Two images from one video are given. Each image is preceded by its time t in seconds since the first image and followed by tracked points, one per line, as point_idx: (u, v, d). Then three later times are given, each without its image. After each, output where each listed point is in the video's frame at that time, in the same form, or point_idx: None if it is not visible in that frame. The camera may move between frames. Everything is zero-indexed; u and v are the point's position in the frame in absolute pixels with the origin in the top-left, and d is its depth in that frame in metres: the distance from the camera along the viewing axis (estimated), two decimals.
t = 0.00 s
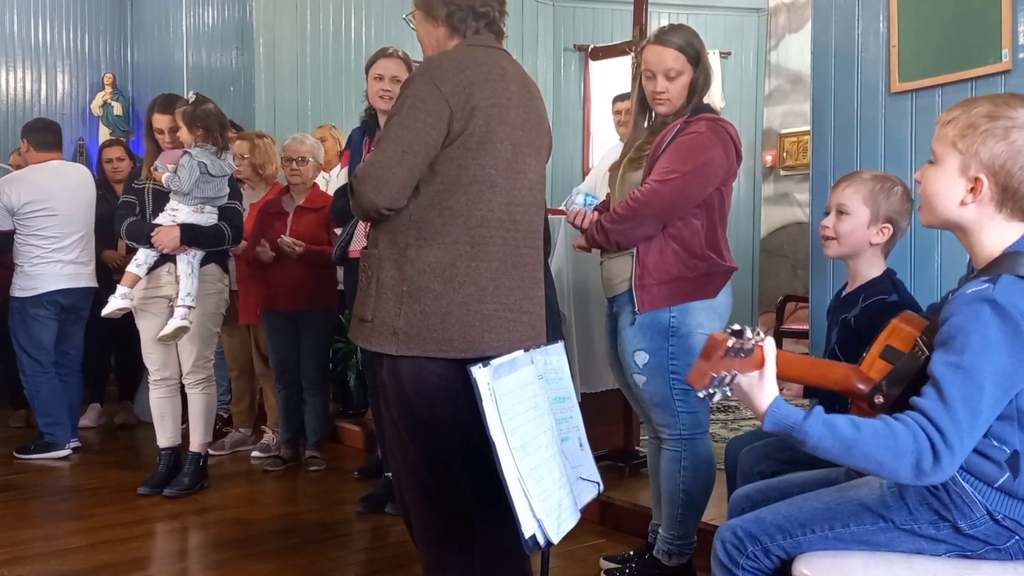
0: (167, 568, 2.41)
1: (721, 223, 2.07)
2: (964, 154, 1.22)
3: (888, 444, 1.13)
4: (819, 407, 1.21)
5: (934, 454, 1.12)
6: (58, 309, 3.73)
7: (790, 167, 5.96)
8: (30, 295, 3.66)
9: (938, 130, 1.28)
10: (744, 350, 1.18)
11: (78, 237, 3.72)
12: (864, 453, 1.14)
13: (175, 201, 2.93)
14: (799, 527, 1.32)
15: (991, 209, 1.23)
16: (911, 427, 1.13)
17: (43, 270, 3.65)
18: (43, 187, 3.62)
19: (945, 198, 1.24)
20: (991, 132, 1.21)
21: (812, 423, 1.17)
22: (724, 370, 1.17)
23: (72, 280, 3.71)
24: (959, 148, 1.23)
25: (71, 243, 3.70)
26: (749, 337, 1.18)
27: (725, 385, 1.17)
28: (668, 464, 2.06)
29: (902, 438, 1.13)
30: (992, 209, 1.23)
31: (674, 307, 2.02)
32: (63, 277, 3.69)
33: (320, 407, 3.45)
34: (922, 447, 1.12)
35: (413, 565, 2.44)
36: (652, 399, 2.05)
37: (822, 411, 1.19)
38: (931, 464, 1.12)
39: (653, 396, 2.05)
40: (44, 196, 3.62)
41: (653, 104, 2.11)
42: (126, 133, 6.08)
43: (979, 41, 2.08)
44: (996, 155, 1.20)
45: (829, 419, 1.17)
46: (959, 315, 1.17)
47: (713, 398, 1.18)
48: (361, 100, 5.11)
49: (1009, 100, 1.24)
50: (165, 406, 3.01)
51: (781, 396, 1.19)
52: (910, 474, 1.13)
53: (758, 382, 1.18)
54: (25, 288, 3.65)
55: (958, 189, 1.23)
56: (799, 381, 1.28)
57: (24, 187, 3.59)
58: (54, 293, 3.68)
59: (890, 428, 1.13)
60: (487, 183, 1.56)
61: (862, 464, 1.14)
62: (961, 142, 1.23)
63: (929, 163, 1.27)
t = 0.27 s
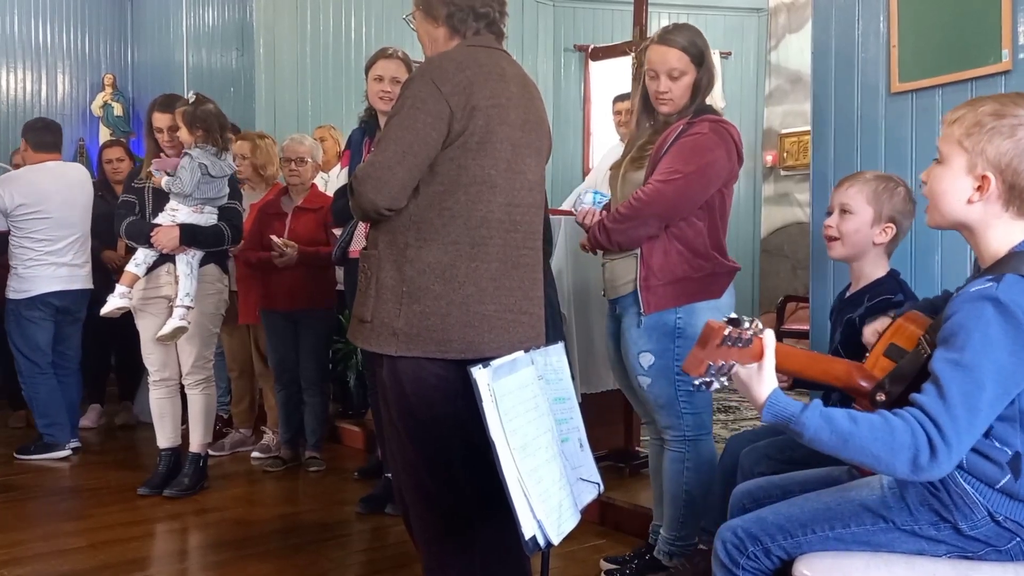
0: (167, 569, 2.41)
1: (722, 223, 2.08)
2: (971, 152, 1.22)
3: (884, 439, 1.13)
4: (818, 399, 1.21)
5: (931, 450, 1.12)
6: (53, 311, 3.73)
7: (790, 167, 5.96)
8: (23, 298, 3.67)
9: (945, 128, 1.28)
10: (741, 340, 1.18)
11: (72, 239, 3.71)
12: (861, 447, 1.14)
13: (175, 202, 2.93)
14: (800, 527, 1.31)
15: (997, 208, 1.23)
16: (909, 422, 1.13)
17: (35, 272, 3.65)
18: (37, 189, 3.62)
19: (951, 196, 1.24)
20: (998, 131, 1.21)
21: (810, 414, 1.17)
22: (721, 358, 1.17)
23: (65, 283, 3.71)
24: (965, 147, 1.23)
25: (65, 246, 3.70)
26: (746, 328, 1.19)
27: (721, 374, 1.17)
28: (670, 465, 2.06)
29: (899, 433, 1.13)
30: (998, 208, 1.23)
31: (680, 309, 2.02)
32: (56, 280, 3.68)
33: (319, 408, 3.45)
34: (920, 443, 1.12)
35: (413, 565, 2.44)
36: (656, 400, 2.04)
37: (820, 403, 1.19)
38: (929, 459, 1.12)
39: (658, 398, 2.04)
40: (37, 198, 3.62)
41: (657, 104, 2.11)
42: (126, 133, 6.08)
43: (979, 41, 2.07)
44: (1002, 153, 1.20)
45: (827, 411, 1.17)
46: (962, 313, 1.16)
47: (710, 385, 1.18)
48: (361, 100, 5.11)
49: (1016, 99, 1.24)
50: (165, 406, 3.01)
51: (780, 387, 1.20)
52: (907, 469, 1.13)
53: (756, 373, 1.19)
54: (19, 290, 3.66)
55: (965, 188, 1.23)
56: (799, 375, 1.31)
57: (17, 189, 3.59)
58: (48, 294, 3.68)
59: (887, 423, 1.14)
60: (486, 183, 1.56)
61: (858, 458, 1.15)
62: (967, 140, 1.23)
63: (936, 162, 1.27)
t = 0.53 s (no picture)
0: (167, 570, 2.41)
1: (724, 225, 2.08)
2: (974, 153, 1.22)
3: (890, 442, 1.13)
4: (823, 402, 1.20)
5: (937, 453, 1.12)
6: (48, 312, 3.72)
7: (790, 167, 5.93)
8: (19, 299, 3.66)
9: (948, 129, 1.28)
10: (748, 344, 1.17)
11: (67, 240, 3.71)
12: (866, 449, 1.14)
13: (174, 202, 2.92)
14: (800, 529, 1.31)
15: (998, 209, 1.23)
16: (915, 425, 1.13)
17: (31, 273, 3.65)
18: (32, 191, 3.62)
19: (953, 197, 1.24)
20: (1001, 131, 1.21)
21: (816, 417, 1.17)
22: (728, 362, 1.16)
23: (60, 284, 3.70)
24: (968, 147, 1.23)
25: (60, 247, 3.69)
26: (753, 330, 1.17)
27: (729, 376, 1.16)
28: (670, 466, 2.06)
29: (905, 436, 1.12)
30: (1000, 209, 1.23)
31: (681, 309, 2.02)
32: (52, 281, 3.68)
33: (318, 409, 3.45)
34: (926, 446, 1.12)
35: (412, 566, 2.44)
36: (656, 401, 2.05)
37: (825, 406, 1.18)
38: (934, 463, 1.12)
39: (658, 398, 2.04)
40: (33, 200, 3.63)
41: (659, 106, 2.12)
42: (126, 134, 6.08)
43: (979, 41, 2.07)
44: (1005, 154, 1.20)
45: (833, 414, 1.16)
46: (966, 315, 1.16)
47: (717, 389, 1.17)
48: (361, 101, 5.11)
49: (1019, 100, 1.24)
50: (165, 407, 3.01)
51: (785, 390, 1.20)
52: (913, 472, 1.13)
53: (762, 375, 1.19)
54: (15, 292, 3.66)
55: (967, 188, 1.23)
56: (801, 377, 1.29)
57: (13, 191, 3.60)
58: (42, 296, 3.68)
59: (893, 426, 1.13)
60: (487, 184, 1.56)
61: (864, 460, 1.14)
62: (969, 140, 1.23)
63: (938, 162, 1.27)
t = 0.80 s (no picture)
0: (168, 571, 2.41)
1: (727, 225, 2.08)
2: (970, 153, 1.22)
3: (894, 449, 1.12)
4: (828, 402, 1.20)
5: (938, 462, 1.12)
6: (49, 312, 3.72)
7: (791, 167, 5.92)
8: (19, 299, 3.66)
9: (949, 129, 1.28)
10: (727, 344, 1.19)
11: (67, 241, 3.72)
12: (871, 454, 1.13)
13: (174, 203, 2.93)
14: (801, 530, 1.31)
15: (996, 208, 1.22)
16: (917, 433, 1.13)
17: (31, 273, 3.65)
18: (34, 191, 3.66)
19: (951, 197, 1.24)
20: (1004, 130, 1.21)
21: (823, 416, 1.16)
22: (705, 362, 1.18)
23: (60, 284, 3.70)
24: (964, 148, 1.23)
25: (60, 247, 3.70)
26: (729, 330, 1.19)
27: (705, 378, 1.18)
28: (672, 467, 2.06)
29: (909, 444, 1.12)
30: (998, 208, 1.22)
31: (683, 310, 2.02)
32: (52, 280, 3.68)
33: (318, 410, 3.45)
34: (928, 455, 1.12)
35: (413, 566, 2.44)
36: (658, 403, 2.04)
37: (831, 406, 1.18)
38: (935, 472, 1.12)
39: (660, 399, 2.04)
40: (34, 200, 3.65)
41: (659, 106, 2.12)
42: (126, 134, 6.08)
43: (981, 41, 2.07)
44: (1008, 154, 1.20)
45: (840, 415, 1.16)
46: (961, 320, 1.16)
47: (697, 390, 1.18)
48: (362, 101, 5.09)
49: (1016, 99, 1.24)
50: (166, 408, 3.01)
51: (790, 388, 1.19)
52: (914, 480, 1.13)
53: (753, 372, 1.18)
54: (15, 292, 3.66)
55: (965, 188, 1.23)
56: (791, 378, 1.31)
57: (15, 190, 3.63)
58: (42, 295, 3.67)
59: (898, 433, 1.13)
60: (489, 184, 1.56)
61: (866, 465, 1.14)
62: (965, 141, 1.23)
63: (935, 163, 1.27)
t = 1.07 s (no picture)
0: (169, 570, 2.41)
1: (726, 224, 2.08)
2: (953, 157, 1.22)
3: (882, 448, 1.12)
4: (825, 394, 1.20)
5: (922, 465, 1.12)
6: (58, 309, 3.73)
7: (791, 167, 5.95)
8: (27, 297, 3.67)
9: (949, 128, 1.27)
10: (720, 335, 1.17)
11: (77, 238, 3.73)
12: (858, 451, 1.13)
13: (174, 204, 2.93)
14: (802, 529, 1.31)
15: (986, 209, 1.22)
16: (907, 434, 1.12)
17: (39, 270, 3.66)
18: (45, 189, 3.66)
19: (941, 202, 1.24)
20: (1005, 130, 1.20)
21: (816, 410, 1.16)
22: (697, 352, 1.16)
23: (68, 282, 3.71)
24: (948, 151, 1.22)
25: (69, 245, 3.71)
26: (722, 320, 1.16)
27: (700, 367, 1.16)
28: (673, 467, 2.06)
29: (897, 445, 1.12)
30: (988, 209, 1.22)
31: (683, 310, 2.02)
32: (60, 278, 3.69)
33: (319, 410, 3.46)
34: (913, 457, 1.12)
35: (415, 566, 2.44)
36: (659, 403, 2.03)
37: (826, 399, 1.18)
38: (918, 474, 1.12)
39: (660, 400, 2.03)
40: (45, 197, 3.66)
41: (657, 104, 2.12)
42: (126, 134, 6.08)
43: (982, 41, 2.07)
44: (1008, 154, 1.20)
45: (832, 410, 1.16)
46: (954, 321, 1.16)
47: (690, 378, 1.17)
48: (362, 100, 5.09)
49: (997, 100, 1.24)
50: (167, 408, 3.01)
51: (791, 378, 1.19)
52: (897, 479, 1.13)
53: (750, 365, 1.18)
54: (24, 289, 3.66)
55: (953, 192, 1.23)
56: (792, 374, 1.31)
57: (26, 188, 3.64)
58: (51, 293, 3.68)
59: (888, 433, 1.13)
60: (490, 183, 1.56)
61: (854, 461, 1.14)
62: (948, 146, 1.22)
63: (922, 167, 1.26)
